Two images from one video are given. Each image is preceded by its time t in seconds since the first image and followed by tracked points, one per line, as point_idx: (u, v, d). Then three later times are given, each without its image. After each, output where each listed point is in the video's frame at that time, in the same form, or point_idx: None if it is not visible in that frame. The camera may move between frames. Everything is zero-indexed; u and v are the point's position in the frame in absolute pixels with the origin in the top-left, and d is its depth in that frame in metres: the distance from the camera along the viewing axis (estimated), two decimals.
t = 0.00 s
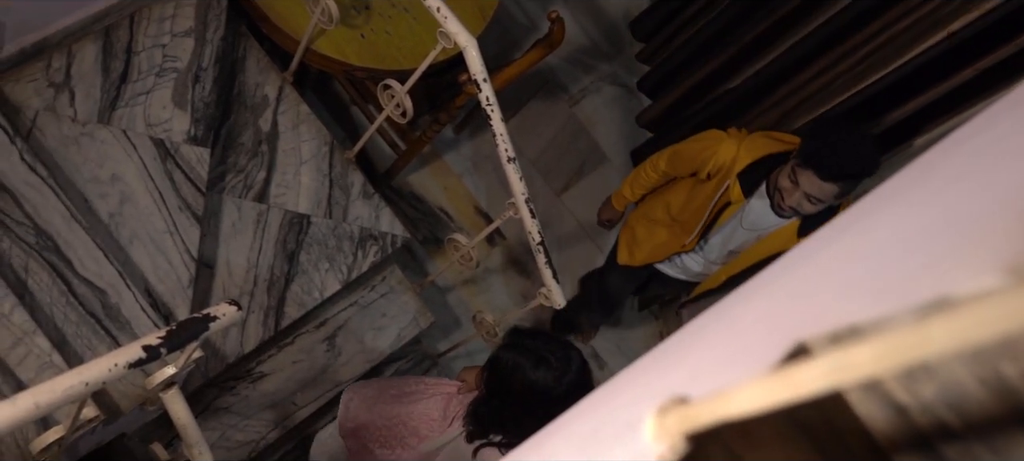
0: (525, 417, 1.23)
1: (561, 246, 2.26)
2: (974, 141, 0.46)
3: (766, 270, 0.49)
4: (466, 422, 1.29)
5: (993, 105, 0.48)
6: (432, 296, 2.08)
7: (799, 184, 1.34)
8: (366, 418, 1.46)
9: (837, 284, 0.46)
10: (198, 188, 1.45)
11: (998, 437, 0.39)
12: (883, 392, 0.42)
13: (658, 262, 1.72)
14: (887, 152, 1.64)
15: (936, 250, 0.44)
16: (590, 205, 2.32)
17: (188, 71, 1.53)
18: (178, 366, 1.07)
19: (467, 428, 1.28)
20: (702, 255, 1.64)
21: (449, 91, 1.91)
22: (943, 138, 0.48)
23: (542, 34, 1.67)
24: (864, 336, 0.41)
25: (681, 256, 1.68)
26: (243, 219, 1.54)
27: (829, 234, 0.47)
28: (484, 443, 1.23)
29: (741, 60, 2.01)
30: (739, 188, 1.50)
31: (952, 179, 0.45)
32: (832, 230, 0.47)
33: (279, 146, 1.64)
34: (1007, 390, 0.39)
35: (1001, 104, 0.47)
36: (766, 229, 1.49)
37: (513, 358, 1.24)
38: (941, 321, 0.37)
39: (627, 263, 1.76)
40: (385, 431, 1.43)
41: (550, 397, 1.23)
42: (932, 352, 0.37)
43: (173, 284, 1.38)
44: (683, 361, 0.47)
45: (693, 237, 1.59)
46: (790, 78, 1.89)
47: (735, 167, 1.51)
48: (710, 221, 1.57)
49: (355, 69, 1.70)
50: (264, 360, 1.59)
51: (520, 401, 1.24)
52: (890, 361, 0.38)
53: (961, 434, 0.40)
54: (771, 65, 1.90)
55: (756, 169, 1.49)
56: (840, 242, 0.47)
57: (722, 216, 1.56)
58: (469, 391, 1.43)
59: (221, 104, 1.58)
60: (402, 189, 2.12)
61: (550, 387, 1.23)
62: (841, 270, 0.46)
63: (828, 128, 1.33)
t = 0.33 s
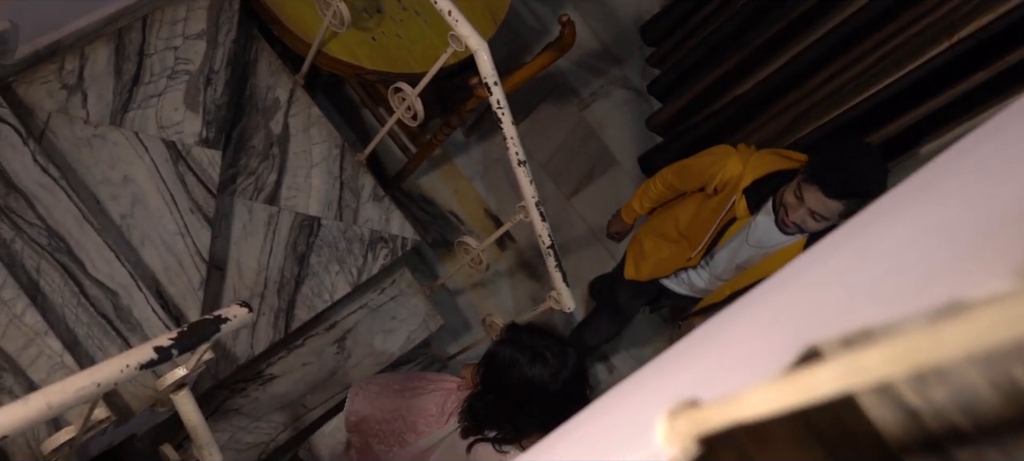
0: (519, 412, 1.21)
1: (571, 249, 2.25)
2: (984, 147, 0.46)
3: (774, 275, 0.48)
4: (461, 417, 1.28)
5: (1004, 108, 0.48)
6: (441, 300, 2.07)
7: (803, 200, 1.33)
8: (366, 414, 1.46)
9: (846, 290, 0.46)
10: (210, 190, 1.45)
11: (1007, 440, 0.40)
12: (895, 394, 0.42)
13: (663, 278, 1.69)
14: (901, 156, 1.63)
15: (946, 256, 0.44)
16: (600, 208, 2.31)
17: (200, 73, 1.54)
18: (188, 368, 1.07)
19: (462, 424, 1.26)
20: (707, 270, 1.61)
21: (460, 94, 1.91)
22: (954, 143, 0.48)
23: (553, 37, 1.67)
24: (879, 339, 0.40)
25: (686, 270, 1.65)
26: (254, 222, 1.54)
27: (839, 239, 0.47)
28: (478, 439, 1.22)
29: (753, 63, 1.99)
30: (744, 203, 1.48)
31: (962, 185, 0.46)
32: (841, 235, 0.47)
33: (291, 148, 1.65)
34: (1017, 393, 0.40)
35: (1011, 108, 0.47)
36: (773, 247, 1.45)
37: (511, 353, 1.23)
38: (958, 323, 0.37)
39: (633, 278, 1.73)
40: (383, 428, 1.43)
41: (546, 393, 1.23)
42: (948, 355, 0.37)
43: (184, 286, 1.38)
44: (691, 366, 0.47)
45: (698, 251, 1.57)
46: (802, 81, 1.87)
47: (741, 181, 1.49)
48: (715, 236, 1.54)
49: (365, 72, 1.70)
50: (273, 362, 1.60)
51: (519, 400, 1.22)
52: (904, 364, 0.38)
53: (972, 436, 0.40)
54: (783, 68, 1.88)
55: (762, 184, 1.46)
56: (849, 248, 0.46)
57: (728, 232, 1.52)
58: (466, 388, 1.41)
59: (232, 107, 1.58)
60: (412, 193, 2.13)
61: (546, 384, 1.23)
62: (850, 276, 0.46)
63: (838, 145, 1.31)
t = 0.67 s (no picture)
0: (522, 403, 1.21)
1: (583, 253, 2.24)
2: (994, 153, 0.47)
3: (784, 282, 0.48)
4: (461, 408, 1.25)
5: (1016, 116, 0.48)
6: (453, 302, 2.07)
7: (807, 216, 1.30)
8: (372, 412, 1.46)
9: (857, 296, 0.46)
10: (222, 192, 1.46)
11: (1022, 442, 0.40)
12: (908, 396, 0.42)
13: (670, 293, 1.68)
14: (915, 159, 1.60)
15: (957, 262, 0.45)
16: (612, 211, 2.30)
17: (213, 76, 1.54)
18: (200, 370, 1.08)
19: (462, 415, 1.24)
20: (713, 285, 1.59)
21: (472, 97, 1.90)
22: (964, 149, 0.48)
23: (565, 40, 1.66)
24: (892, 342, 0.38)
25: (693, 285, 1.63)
26: (267, 225, 1.55)
27: (849, 245, 0.47)
28: (478, 430, 1.20)
29: (765, 66, 1.98)
30: (749, 218, 1.46)
31: (974, 192, 0.46)
32: (853, 240, 0.47)
33: (303, 151, 1.65)
34: None
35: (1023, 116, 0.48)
36: (779, 264, 1.43)
37: (513, 348, 1.22)
38: (986, 324, 0.34)
39: (641, 292, 1.74)
40: (389, 424, 1.41)
41: (547, 386, 1.23)
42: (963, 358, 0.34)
43: (196, 287, 1.39)
44: (705, 370, 0.46)
45: (703, 264, 1.56)
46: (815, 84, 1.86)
47: (746, 196, 1.47)
48: (719, 251, 1.52)
49: (378, 75, 1.70)
50: (286, 364, 1.60)
51: (522, 393, 1.22)
52: (917, 368, 0.36)
53: (985, 439, 0.40)
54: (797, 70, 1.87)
55: (767, 200, 1.44)
56: (860, 255, 0.46)
57: (732, 248, 1.50)
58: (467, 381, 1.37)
59: (245, 109, 1.59)
60: (423, 195, 2.13)
61: (547, 375, 1.23)
62: (861, 283, 0.46)
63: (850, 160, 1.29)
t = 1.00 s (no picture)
0: (529, 396, 1.19)
1: (595, 258, 2.23)
2: (1010, 162, 0.44)
3: (791, 292, 0.46)
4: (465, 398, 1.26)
5: None
6: (464, 306, 2.07)
7: (809, 234, 1.28)
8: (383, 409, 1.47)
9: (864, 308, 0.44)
10: (236, 194, 1.47)
11: None
12: (923, 402, 0.40)
13: (670, 312, 1.64)
14: (923, 168, 1.58)
15: (975, 271, 0.43)
16: (624, 217, 2.29)
17: (228, 78, 1.55)
18: (211, 370, 1.08)
19: (465, 405, 1.25)
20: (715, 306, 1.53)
21: (485, 101, 1.91)
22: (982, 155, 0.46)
23: (579, 45, 1.66)
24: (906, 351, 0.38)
25: (694, 305, 1.58)
26: (280, 226, 1.55)
27: (857, 257, 0.45)
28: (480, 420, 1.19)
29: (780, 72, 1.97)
30: (751, 237, 1.45)
31: (988, 202, 0.44)
32: (868, 246, 0.45)
33: (316, 154, 1.66)
34: None
35: None
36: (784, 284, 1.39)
37: (518, 340, 1.20)
38: (995, 333, 0.35)
39: (646, 312, 1.72)
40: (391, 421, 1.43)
41: (553, 379, 1.20)
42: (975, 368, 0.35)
43: (209, 288, 1.39)
44: (717, 376, 0.45)
45: (707, 282, 1.53)
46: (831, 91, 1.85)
47: (748, 215, 1.46)
48: (721, 270, 1.50)
49: (391, 79, 1.71)
50: (297, 366, 1.60)
51: (527, 385, 1.20)
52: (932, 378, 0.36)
53: (999, 446, 0.38)
54: (813, 76, 1.84)
55: (770, 220, 1.44)
56: (869, 267, 0.45)
57: (733, 267, 1.48)
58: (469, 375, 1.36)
59: (259, 111, 1.61)
60: (436, 198, 2.13)
61: (553, 370, 1.20)
62: (869, 295, 0.44)
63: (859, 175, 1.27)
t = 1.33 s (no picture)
0: (536, 394, 1.20)
1: (603, 264, 2.23)
2: (1016, 178, 0.44)
3: (792, 306, 0.47)
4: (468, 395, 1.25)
5: None
6: (472, 311, 2.06)
7: (809, 249, 1.28)
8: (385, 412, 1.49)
9: (863, 321, 0.44)
10: (246, 196, 1.47)
11: None
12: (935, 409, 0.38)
13: (673, 331, 1.63)
14: (931, 177, 1.57)
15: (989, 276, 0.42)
16: (633, 223, 2.28)
17: (240, 81, 1.56)
18: (220, 372, 1.08)
19: (469, 401, 1.24)
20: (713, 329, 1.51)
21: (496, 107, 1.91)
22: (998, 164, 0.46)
23: (589, 51, 1.66)
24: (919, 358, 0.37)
25: (694, 324, 1.56)
26: (290, 230, 1.56)
27: (856, 272, 0.46)
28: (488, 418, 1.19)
29: (789, 81, 1.95)
30: (753, 255, 1.42)
31: (988, 217, 0.43)
32: (879, 254, 0.46)
33: (327, 157, 1.66)
34: None
35: None
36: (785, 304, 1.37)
37: (524, 338, 1.20)
38: (1004, 341, 0.33)
39: (648, 328, 1.70)
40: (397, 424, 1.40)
41: (561, 376, 1.21)
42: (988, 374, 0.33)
43: (219, 290, 1.39)
44: (727, 382, 0.46)
45: (710, 303, 1.51)
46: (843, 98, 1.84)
47: (749, 232, 1.43)
48: (723, 288, 1.47)
49: (402, 83, 1.71)
50: (305, 369, 1.61)
51: (534, 384, 1.20)
52: (945, 385, 0.34)
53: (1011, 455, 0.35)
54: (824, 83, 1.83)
55: (772, 238, 1.41)
56: (868, 279, 0.45)
57: (734, 285, 1.45)
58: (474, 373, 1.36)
59: (270, 114, 1.61)
60: (445, 203, 2.13)
61: (560, 366, 1.20)
62: (869, 307, 0.44)
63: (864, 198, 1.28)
